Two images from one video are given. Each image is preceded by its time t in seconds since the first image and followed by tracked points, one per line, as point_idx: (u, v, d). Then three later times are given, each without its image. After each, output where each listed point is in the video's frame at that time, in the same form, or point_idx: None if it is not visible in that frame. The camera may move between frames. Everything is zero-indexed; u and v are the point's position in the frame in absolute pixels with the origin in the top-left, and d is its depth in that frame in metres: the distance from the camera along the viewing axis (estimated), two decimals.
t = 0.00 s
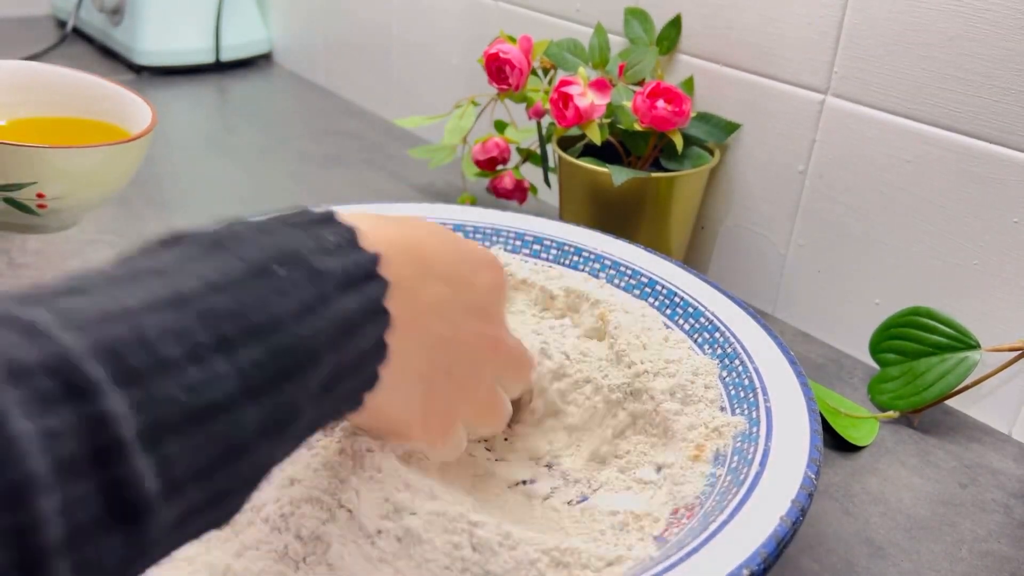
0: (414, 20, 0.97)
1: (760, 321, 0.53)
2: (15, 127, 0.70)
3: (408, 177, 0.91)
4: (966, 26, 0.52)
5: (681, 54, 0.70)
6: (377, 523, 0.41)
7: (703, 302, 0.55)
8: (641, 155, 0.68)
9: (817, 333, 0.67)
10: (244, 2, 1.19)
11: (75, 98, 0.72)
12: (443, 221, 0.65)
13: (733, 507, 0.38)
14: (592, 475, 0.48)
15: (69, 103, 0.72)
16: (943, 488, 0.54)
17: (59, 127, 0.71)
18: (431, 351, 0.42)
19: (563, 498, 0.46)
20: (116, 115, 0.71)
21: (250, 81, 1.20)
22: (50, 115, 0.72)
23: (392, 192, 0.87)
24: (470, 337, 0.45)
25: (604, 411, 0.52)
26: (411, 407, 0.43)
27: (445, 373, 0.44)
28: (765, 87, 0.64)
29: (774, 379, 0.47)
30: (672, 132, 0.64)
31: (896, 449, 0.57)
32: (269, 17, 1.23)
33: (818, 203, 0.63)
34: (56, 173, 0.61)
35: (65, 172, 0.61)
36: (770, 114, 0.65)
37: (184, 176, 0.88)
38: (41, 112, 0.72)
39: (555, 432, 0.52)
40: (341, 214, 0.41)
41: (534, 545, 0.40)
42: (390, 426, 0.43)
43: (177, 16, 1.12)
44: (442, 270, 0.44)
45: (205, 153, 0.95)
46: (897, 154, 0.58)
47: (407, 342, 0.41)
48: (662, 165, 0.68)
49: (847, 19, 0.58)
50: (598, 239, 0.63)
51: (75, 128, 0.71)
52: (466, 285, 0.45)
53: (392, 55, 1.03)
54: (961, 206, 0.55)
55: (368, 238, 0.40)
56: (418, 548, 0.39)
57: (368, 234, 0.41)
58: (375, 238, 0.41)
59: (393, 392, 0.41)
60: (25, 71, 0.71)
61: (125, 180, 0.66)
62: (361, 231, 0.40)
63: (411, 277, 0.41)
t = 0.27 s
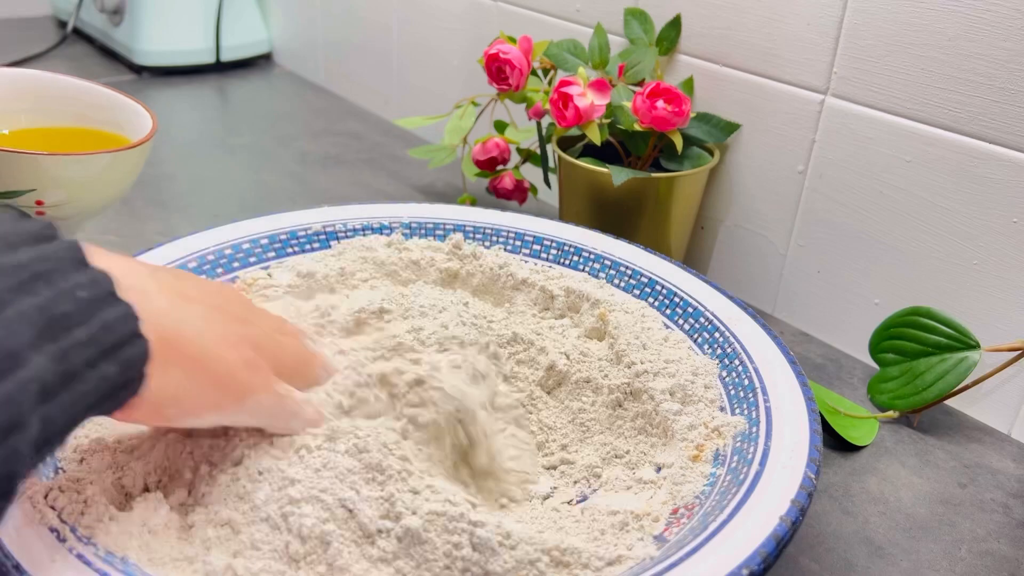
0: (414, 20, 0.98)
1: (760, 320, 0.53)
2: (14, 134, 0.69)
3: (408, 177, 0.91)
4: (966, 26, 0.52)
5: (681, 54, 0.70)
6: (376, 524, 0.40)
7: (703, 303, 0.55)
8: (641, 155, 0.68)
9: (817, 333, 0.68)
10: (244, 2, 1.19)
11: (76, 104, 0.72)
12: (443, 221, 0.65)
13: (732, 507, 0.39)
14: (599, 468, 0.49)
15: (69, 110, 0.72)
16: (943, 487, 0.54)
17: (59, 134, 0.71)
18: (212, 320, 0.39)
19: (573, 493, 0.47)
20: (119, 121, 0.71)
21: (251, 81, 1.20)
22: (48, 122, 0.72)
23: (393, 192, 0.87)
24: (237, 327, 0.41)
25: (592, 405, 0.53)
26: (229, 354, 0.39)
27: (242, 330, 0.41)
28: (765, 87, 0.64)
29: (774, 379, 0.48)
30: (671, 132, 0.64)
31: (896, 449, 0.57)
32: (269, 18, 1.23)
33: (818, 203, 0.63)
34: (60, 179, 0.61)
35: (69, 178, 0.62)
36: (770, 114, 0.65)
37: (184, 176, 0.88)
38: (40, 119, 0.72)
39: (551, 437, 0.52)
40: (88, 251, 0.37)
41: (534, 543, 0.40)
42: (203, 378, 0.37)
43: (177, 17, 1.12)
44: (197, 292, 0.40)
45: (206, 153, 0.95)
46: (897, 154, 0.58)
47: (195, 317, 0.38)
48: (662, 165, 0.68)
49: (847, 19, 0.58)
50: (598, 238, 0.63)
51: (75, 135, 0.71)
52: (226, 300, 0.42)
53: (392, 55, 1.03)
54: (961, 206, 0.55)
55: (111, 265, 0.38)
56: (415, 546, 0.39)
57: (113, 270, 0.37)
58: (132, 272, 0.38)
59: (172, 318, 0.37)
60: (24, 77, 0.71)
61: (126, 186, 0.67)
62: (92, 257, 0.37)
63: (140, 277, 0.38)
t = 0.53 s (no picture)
0: (413, 20, 0.98)
1: (760, 320, 0.53)
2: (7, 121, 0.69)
3: (408, 178, 0.91)
4: (966, 26, 0.52)
5: (681, 54, 0.70)
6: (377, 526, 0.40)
7: (704, 303, 0.55)
8: (641, 155, 0.68)
9: (817, 333, 0.68)
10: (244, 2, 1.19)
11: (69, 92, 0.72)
12: (443, 221, 0.65)
13: (732, 507, 0.39)
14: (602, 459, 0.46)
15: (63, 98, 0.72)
16: (942, 487, 0.54)
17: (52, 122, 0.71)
18: (408, 355, 0.40)
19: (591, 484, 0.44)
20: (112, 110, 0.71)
21: (250, 81, 1.20)
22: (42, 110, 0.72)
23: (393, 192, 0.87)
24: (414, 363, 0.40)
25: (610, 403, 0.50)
26: (408, 377, 0.39)
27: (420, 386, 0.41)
28: (765, 87, 0.64)
29: (774, 380, 0.48)
30: (672, 132, 0.64)
31: (896, 449, 0.57)
32: (269, 18, 1.24)
33: (818, 203, 0.64)
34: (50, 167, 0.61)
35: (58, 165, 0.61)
36: (770, 115, 0.65)
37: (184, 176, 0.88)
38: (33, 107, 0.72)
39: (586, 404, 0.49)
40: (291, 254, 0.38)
41: (534, 544, 0.40)
42: (373, 394, 0.37)
43: (177, 17, 1.12)
44: (392, 312, 0.41)
45: (206, 153, 0.95)
46: (897, 154, 0.58)
47: (381, 328, 0.38)
48: (662, 165, 0.68)
49: (847, 19, 0.58)
50: (597, 238, 0.63)
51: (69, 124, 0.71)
52: (407, 314, 0.42)
53: (392, 55, 1.03)
54: (961, 206, 0.55)
55: (329, 288, 0.37)
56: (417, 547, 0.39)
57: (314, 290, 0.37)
58: (346, 297, 0.38)
59: (376, 332, 0.38)
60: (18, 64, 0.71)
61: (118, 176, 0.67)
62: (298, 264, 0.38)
63: (333, 292, 0.38)
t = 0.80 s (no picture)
0: (414, 20, 0.98)
1: (760, 320, 0.53)
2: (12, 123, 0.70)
3: (408, 178, 0.91)
4: (966, 26, 0.52)
5: (681, 54, 0.70)
6: (339, 528, 0.40)
7: (704, 303, 0.55)
8: (640, 155, 0.68)
9: (817, 333, 0.68)
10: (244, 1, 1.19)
11: (75, 98, 0.72)
12: (443, 222, 0.65)
13: (732, 507, 0.39)
14: (600, 458, 0.45)
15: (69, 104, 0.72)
16: (942, 487, 0.54)
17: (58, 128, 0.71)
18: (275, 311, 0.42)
19: (597, 483, 0.44)
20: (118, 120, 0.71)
21: (251, 81, 1.20)
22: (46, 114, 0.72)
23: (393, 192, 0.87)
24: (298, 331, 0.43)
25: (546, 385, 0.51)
26: (305, 350, 0.43)
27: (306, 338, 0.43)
28: (765, 87, 0.64)
29: (774, 379, 0.48)
30: (671, 132, 0.64)
31: (896, 449, 0.57)
32: (269, 18, 1.23)
33: (818, 203, 0.64)
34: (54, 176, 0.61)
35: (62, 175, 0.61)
36: (770, 114, 0.65)
37: (184, 176, 0.88)
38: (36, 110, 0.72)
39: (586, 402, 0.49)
40: (193, 250, 0.43)
41: (535, 544, 0.40)
42: (279, 374, 0.41)
43: (178, 16, 1.12)
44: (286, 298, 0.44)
45: (206, 153, 0.95)
46: (897, 154, 0.58)
47: (273, 314, 0.42)
48: (662, 165, 0.68)
49: (847, 19, 0.58)
50: (597, 238, 0.63)
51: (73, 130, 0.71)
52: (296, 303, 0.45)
53: (392, 55, 1.03)
54: (960, 206, 0.55)
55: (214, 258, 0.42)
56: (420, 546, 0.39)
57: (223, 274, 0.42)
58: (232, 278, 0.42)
59: (251, 314, 0.40)
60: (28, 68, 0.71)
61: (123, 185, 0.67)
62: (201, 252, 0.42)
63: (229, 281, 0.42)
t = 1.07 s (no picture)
0: (413, 20, 0.98)
1: (760, 320, 0.53)
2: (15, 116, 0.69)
3: (408, 178, 0.91)
4: (966, 26, 0.52)
5: (680, 54, 0.70)
6: (338, 528, 0.41)
7: (704, 303, 0.55)
8: (640, 155, 0.68)
9: (817, 333, 0.68)
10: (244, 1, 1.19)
11: (81, 89, 0.73)
12: (443, 221, 0.65)
13: (732, 507, 0.39)
14: (609, 463, 0.45)
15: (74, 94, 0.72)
16: (942, 487, 0.54)
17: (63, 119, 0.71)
18: (307, 322, 0.37)
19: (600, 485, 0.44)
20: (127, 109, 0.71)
21: (251, 81, 1.20)
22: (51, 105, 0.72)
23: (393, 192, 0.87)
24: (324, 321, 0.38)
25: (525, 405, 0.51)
26: (338, 361, 0.38)
27: (354, 368, 0.39)
28: (765, 87, 0.64)
29: (774, 379, 0.48)
30: (671, 133, 0.64)
31: (896, 449, 0.57)
32: (269, 18, 1.24)
33: (818, 203, 0.64)
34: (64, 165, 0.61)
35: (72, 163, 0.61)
36: (770, 115, 0.65)
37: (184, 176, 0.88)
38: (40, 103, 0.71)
39: (597, 408, 0.49)
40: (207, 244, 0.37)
41: (535, 544, 0.40)
42: (303, 384, 0.37)
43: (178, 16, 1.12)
44: (329, 303, 0.39)
45: (206, 153, 0.95)
46: (897, 154, 0.58)
47: (305, 317, 0.37)
48: (662, 165, 0.68)
49: (847, 19, 0.58)
50: (597, 237, 0.63)
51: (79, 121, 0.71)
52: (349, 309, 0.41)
53: (392, 55, 1.03)
54: (960, 206, 0.55)
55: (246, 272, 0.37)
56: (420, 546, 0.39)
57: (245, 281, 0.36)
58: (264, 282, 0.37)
59: (286, 326, 0.36)
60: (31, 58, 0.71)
61: (133, 177, 0.67)
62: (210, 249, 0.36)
63: (264, 285, 0.37)
